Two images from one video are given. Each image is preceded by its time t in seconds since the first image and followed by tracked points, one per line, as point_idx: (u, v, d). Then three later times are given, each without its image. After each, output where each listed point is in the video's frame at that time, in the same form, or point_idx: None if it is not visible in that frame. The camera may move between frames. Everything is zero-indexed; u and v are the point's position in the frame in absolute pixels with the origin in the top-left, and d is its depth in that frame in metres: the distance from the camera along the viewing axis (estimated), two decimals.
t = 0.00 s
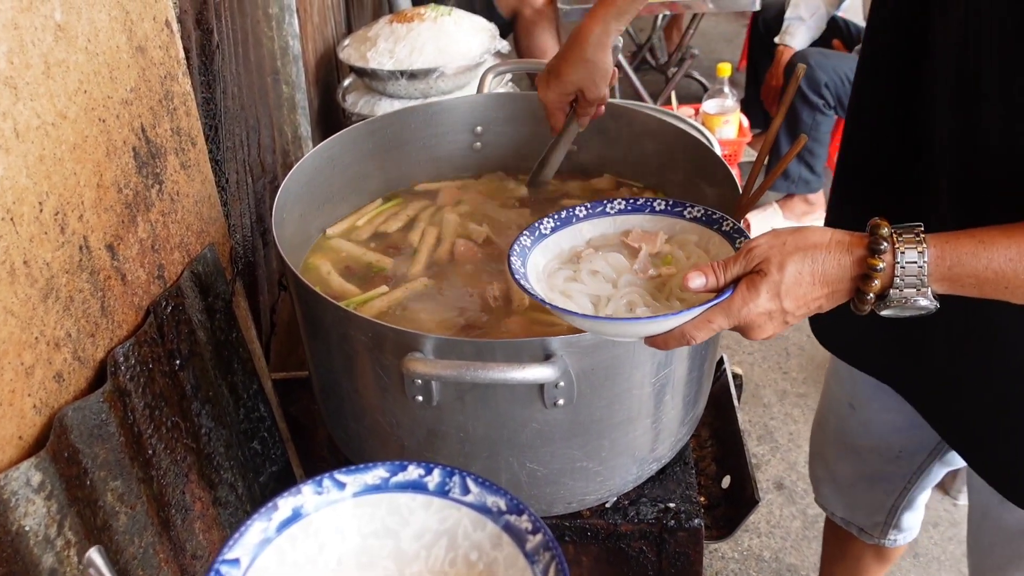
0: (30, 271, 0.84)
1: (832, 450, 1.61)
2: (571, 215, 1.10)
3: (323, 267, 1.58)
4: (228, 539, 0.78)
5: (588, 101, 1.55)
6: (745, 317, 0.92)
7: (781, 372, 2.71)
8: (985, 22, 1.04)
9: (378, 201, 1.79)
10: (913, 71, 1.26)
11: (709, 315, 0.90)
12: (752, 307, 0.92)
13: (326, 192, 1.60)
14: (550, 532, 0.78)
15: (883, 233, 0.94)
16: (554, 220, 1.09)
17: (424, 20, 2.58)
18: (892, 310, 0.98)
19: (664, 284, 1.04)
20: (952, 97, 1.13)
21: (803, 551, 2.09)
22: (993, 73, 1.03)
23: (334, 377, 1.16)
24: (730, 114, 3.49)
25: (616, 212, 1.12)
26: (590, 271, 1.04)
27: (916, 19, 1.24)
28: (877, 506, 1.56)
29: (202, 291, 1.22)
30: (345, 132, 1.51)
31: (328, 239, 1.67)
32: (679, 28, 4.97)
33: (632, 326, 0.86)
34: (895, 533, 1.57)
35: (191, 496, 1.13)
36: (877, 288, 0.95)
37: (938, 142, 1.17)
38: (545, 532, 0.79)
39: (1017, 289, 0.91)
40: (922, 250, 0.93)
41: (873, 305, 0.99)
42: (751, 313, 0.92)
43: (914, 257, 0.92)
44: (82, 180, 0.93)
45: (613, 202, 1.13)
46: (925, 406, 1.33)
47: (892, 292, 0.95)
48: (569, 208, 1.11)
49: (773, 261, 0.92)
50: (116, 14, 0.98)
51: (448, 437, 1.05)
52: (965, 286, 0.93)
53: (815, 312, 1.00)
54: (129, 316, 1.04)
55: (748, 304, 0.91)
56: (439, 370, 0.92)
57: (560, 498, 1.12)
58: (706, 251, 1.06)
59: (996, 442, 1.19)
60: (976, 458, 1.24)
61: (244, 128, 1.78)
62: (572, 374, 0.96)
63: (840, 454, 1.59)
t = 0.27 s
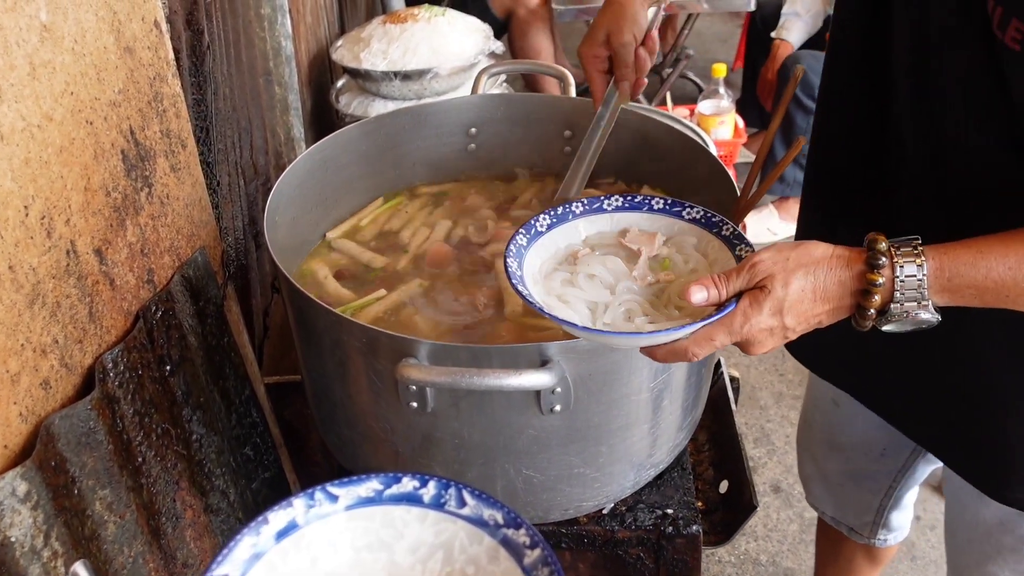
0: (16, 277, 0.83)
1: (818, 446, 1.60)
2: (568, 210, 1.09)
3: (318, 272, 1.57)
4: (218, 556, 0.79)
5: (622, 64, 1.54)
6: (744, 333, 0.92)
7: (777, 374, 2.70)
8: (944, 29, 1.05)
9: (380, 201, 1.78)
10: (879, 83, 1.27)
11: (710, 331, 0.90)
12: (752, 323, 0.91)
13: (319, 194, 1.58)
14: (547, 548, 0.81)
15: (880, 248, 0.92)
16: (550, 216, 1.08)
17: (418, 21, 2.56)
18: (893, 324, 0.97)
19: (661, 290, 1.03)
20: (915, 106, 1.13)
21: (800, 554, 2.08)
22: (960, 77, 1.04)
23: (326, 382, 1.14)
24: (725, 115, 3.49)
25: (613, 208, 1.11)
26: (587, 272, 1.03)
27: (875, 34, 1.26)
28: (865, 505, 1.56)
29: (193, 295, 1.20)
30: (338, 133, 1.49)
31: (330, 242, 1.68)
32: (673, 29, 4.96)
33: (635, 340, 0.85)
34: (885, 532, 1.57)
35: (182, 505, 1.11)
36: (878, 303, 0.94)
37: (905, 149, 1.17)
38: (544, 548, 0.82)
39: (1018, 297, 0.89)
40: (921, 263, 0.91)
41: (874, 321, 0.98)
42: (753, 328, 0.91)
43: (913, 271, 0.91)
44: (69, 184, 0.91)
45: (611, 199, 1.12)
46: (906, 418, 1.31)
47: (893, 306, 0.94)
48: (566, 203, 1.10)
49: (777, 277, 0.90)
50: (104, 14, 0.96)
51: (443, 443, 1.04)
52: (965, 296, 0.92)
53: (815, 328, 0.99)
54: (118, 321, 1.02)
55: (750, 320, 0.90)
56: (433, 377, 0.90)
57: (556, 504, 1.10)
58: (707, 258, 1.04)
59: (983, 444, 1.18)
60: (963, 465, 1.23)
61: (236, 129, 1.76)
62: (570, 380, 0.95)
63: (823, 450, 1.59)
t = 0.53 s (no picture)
0: (7, 278, 0.82)
1: (817, 447, 1.60)
2: (566, 210, 1.09)
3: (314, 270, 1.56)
4: (213, 561, 0.79)
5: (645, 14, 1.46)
6: (735, 334, 0.92)
7: (773, 372, 2.70)
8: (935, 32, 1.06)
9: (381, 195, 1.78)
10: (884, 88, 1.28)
11: (700, 330, 0.89)
12: (743, 325, 0.91)
13: (313, 193, 1.58)
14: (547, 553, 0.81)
15: (875, 254, 0.92)
16: (548, 215, 1.08)
17: (412, 20, 2.55)
18: (889, 331, 0.96)
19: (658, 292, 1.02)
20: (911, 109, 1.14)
21: (796, 553, 2.08)
22: (951, 80, 1.04)
23: (322, 384, 1.13)
24: (720, 114, 3.49)
25: (612, 208, 1.11)
26: (584, 270, 1.02)
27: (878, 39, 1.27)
28: (864, 505, 1.55)
29: (187, 296, 1.19)
30: (332, 133, 1.48)
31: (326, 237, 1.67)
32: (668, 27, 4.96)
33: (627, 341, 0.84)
34: (884, 532, 1.56)
35: (176, 507, 1.10)
36: (872, 310, 0.94)
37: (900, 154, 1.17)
38: (542, 552, 0.82)
39: (1012, 307, 0.88)
40: (916, 271, 0.91)
41: (868, 328, 0.97)
42: (743, 330, 0.91)
43: (908, 278, 0.91)
44: (61, 185, 0.90)
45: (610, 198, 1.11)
46: (902, 421, 1.31)
47: (887, 314, 0.94)
48: (565, 202, 1.09)
49: (773, 280, 0.90)
50: (95, 13, 0.95)
51: (439, 445, 1.03)
52: (958, 304, 0.91)
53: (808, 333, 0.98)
54: (111, 323, 1.01)
55: (741, 321, 0.91)
56: (429, 378, 0.90)
57: (553, 506, 1.10)
58: (704, 259, 1.03)
59: (978, 445, 1.17)
60: (957, 467, 1.21)
61: (229, 129, 1.75)
62: (566, 381, 0.94)
63: (823, 450, 1.59)
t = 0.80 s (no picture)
0: (5, 278, 0.82)
1: (819, 445, 1.61)
2: (565, 204, 1.09)
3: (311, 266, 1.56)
4: (213, 560, 0.79)
5: None
6: (735, 338, 0.92)
7: (768, 370, 2.71)
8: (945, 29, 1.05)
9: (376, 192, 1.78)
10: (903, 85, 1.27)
11: (700, 334, 0.89)
12: (742, 328, 0.91)
13: (311, 192, 1.58)
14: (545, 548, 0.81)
15: (873, 258, 0.92)
16: (547, 209, 1.08)
17: (408, 18, 2.55)
18: (882, 335, 0.97)
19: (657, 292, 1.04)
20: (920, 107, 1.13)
21: (792, 550, 2.10)
22: (958, 77, 1.03)
23: (320, 383, 1.14)
24: (716, 112, 3.50)
25: (611, 204, 1.11)
26: (583, 268, 1.03)
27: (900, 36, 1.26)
28: (864, 502, 1.56)
29: (185, 295, 1.19)
30: (328, 133, 1.47)
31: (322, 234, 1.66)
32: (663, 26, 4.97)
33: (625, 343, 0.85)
34: (884, 530, 1.57)
35: (174, 506, 1.11)
36: (867, 314, 0.94)
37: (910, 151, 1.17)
38: (541, 548, 0.82)
39: (1006, 313, 0.89)
40: (912, 276, 0.92)
41: (863, 330, 0.98)
42: (743, 332, 0.92)
43: (904, 282, 0.91)
44: (59, 184, 0.90)
45: (609, 194, 1.12)
46: (906, 420, 1.32)
47: (882, 318, 0.94)
48: (564, 197, 1.10)
49: (770, 282, 0.90)
50: (93, 12, 0.95)
51: (437, 443, 1.04)
52: (952, 309, 0.92)
53: (806, 334, 0.99)
54: (109, 323, 1.01)
55: (740, 324, 0.91)
56: (428, 377, 0.90)
57: (551, 503, 1.11)
58: (703, 258, 1.03)
59: (976, 445, 1.17)
60: (957, 467, 1.21)
61: (226, 127, 1.75)
62: (564, 379, 0.95)
63: (825, 448, 1.60)
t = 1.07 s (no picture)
0: (1, 277, 0.82)
1: (808, 442, 1.62)
2: (560, 203, 1.10)
3: (308, 266, 1.56)
4: (210, 557, 0.79)
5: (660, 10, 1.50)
6: (727, 334, 0.93)
7: (764, 368, 2.72)
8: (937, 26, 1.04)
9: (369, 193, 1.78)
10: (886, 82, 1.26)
11: (693, 332, 0.90)
12: (734, 325, 0.92)
13: (306, 191, 1.58)
14: (539, 546, 0.82)
15: (864, 253, 0.92)
16: (542, 209, 1.09)
17: (403, 17, 2.55)
18: (875, 327, 0.98)
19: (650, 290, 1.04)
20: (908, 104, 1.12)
21: (787, 547, 2.11)
22: (950, 75, 1.02)
23: (315, 381, 1.14)
24: (711, 111, 3.51)
25: (604, 203, 1.12)
26: (577, 268, 1.03)
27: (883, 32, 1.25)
28: (855, 499, 1.57)
29: (180, 294, 1.19)
30: (323, 132, 1.48)
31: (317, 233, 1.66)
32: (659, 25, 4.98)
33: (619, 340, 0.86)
34: (874, 526, 1.58)
35: (170, 504, 1.11)
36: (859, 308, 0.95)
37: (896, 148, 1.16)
38: (534, 545, 0.83)
39: (997, 305, 0.89)
40: (903, 269, 0.92)
41: (856, 324, 0.99)
42: (735, 329, 0.93)
43: (895, 276, 0.92)
44: (54, 184, 0.90)
45: (603, 193, 1.13)
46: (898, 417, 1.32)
47: (875, 311, 0.95)
48: (558, 196, 1.10)
49: (763, 280, 0.91)
50: (88, 12, 0.96)
51: (431, 441, 1.04)
52: (945, 301, 0.92)
53: (798, 330, 1.00)
54: (105, 321, 1.02)
55: (733, 322, 0.92)
56: (422, 375, 0.91)
57: (546, 501, 1.11)
58: (698, 258, 1.04)
59: (968, 444, 1.18)
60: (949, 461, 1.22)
61: (221, 126, 1.76)
62: (558, 377, 0.95)
63: (815, 445, 1.61)
